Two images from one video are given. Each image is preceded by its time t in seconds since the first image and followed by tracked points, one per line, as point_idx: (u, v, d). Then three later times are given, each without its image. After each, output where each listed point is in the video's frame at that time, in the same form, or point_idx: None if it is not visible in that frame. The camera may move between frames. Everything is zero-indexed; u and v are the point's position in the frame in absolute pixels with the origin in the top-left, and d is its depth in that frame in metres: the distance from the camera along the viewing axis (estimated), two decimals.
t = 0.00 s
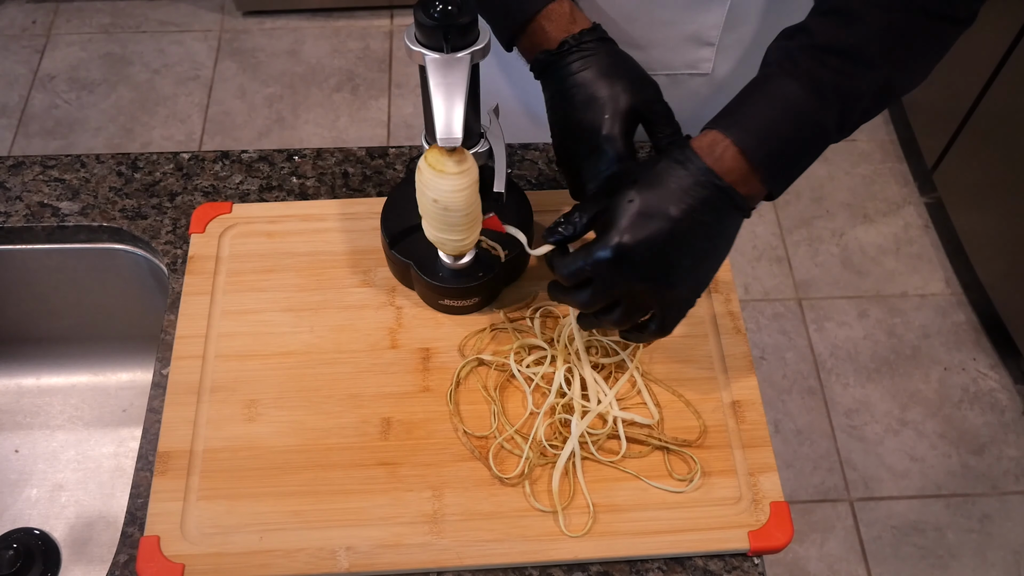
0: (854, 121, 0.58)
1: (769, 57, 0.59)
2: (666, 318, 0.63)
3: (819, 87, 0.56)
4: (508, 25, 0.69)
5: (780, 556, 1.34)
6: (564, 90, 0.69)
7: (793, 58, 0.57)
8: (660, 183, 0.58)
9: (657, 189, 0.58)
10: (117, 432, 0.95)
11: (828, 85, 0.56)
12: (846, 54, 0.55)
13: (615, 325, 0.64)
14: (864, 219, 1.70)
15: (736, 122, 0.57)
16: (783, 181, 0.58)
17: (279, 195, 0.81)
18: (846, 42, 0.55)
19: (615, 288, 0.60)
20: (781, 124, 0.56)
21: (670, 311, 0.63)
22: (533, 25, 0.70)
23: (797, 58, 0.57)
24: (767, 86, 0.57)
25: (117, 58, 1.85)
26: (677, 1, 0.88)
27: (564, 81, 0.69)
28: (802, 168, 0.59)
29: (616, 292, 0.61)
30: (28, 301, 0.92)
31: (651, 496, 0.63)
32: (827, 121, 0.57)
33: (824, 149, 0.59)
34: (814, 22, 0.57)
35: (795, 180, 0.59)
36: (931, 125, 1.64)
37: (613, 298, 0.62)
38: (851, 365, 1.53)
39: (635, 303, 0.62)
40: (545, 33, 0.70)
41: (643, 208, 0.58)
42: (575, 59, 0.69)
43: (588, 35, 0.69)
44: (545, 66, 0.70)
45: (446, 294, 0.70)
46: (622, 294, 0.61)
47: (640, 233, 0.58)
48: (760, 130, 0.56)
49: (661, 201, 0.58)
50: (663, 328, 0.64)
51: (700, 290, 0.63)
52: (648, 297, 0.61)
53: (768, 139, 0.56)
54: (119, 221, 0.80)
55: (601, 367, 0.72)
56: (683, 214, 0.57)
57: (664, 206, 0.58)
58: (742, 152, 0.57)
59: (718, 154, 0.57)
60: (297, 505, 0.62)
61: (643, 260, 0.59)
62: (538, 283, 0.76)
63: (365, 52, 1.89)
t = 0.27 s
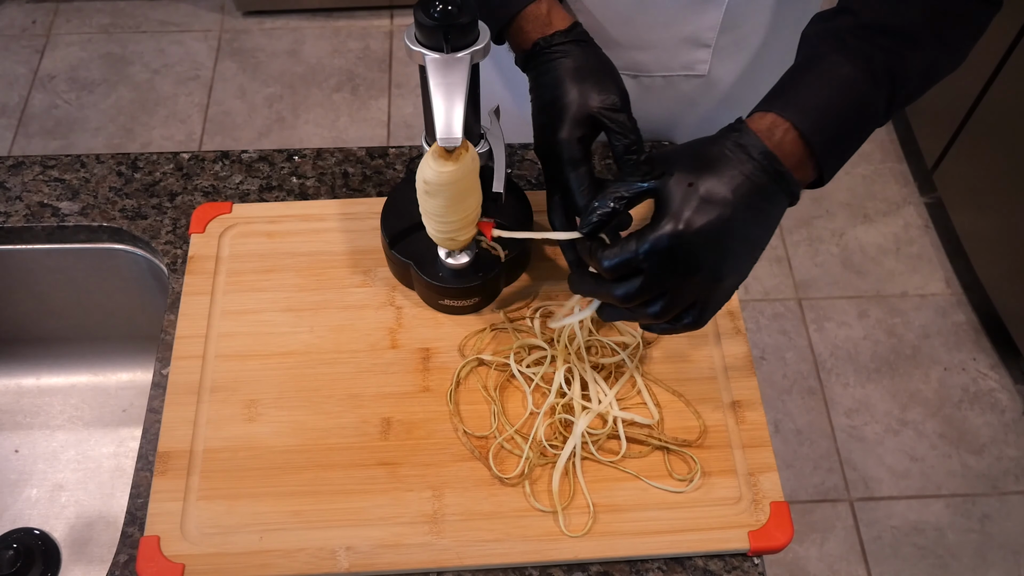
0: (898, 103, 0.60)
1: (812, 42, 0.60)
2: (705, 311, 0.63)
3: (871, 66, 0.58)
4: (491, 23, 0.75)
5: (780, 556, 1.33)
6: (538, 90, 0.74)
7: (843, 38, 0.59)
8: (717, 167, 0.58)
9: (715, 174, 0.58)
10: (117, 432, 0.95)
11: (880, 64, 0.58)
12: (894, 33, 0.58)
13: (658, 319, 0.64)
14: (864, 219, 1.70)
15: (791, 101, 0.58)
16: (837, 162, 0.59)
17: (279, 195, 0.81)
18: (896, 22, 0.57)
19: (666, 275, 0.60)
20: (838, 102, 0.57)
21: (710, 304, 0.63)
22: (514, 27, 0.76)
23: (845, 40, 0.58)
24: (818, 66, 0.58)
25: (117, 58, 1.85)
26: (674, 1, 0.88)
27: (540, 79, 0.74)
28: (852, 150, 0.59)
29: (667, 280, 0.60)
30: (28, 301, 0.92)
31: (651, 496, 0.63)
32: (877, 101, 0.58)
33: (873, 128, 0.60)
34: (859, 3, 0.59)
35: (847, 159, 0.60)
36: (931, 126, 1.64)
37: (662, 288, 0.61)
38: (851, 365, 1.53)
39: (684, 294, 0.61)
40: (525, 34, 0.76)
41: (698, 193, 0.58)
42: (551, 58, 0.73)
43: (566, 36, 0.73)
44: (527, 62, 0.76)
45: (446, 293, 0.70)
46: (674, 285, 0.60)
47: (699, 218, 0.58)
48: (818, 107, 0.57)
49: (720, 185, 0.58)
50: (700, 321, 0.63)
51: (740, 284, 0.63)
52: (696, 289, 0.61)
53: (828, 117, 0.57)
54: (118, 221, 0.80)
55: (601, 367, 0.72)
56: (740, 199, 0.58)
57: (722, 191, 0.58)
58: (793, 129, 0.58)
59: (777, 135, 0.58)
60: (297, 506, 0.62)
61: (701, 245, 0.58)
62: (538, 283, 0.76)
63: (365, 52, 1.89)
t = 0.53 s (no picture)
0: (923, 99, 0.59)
1: (833, 40, 0.60)
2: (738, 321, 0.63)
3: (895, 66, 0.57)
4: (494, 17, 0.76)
5: (780, 556, 1.33)
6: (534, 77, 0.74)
7: (864, 38, 0.58)
8: (752, 173, 0.58)
9: (750, 179, 0.58)
10: (117, 432, 0.95)
11: (904, 63, 0.57)
12: (918, 32, 0.57)
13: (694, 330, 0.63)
14: (864, 219, 1.70)
15: (818, 104, 0.58)
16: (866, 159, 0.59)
17: (279, 195, 0.81)
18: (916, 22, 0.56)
19: (706, 286, 0.59)
20: (863, 103, 0.57)
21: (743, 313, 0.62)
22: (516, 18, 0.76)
23: (868, 39, 0.58)
24: (843, 66, 0.58)
25: (117, 58, 1.85)
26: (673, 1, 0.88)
27: (537, 67, 0.74)
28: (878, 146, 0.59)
29: (706, 291, 0.59)
30: (29, 301, 0.92)
31: (651, 496, 0.63)
32: (901, 99, 0.58)
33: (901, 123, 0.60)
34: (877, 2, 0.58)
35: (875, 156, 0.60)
36: (931, 125, 1.64)
37: (700, 299, 0.60)
38: (851, 365, 1.53)
39: (723, 304, 0.60)
40: (525, 24, 0.76)
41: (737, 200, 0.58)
42: (547, 45, 0.74)
43: (564, 24, 0.74)
44: (526, 52, 0.76)
45: (446, 294, 0.70)
46: (714, 294, 0.59)
47: (738, 224, 0.58)
48: (843, 110, 0.57)
49: (757, 191, 0.58)
50: (734, 329, 0.63)
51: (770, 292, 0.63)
52: (734, 298, 0.60)
53: (854, 119, 0.57)
54: (119, 221, 0.80)
55: (601, 367, 0.72)
56: (776, 203, 0.58)
57: (760, 196, 0.58)
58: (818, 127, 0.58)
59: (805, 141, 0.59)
60: (297, 506, 0.62)
61: (742, 251, 0.58)
62: (538, 283, 0.76)
63: (365, 52, 1.89)
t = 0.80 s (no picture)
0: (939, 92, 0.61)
1: (853, 31, 0.61)
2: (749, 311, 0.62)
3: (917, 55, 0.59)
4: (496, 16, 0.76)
5: (780, 556, 1.33)
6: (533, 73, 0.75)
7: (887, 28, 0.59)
8: (790, 162, 0.57)
9: (788, 169, 0.57)
10: (117, 432, 0.95)
11: (924, 53, 0.59)
12: (938, 23, 0.59)
13: (711, 320, 0.62)
14: (864, 219, 1.70)
15: (845, 91, 0.58)
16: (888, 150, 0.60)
17: (279, 195, 0.81)
18: (936, 11, 0.58)
19: (733, 277, 0.57)
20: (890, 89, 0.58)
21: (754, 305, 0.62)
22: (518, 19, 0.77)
23: (890, 30, 0.59)
24: (869, 56, 0.59)
25: (117, 58, 1.85)
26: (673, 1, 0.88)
27: (536, 64, 0.75)
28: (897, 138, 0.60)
29: (734, 281, 0.58)
30: (29, 301, 0.92)
31: (651, 496, 0.63)
32: (921, 89, 0.59)
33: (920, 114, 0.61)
34: None
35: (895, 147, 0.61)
36: (931, 126, 1.64)
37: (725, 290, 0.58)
38: (851, 365, 1.53)
39: (744, 294, 0.59)
40: (528, 23, 0.76)
41: (772, 184, 0.56)
42: (546, 42, 0.74)
43: (565, 22, 0.74)
44: (526, 50, 0.77)
45: (446, 293, 0.70)
46: (739, 284, 0.58)
47: (774, 214, 0.56)
48: (870, 96, 0.58)
49: (794, 181, 0.56)
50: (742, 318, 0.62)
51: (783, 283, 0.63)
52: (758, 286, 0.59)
53: (881, 105, 0.58)
54: (119, 221, 0.80)
55: (601, 367, 0.72)
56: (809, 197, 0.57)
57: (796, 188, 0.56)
58: (842, 115, 0.59)
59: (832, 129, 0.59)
60: (297, 505, 0.62)
61: (777, 237, 0.56)
62: (537, 283, 0.76)
63: (365, 52, 1.89)
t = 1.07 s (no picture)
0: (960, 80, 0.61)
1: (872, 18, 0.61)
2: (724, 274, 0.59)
3: (938, 44, 0.59)
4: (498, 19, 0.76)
5: (780, 556, 1.33)
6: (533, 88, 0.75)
7: (907, 18, 0.60)
8: (819, 136, 0.54)
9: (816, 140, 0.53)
10: (117, 432, 0.95)
11: (945, 42, 0.59)
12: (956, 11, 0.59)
13: (688, 272, 0.58)
14: (864, 219, 1.70)
15: (869, 79, 0.59)
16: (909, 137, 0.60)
17: (279, 195, 0.81)
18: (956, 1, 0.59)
19: (734, 235, 0.54)
20: (912, 77, 0.58)
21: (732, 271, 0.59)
22: (519, 29, 0.77)
23: (909, 16, 0.60)
24: (888, 40, 0.59)
25: (117, 58, 1.85)
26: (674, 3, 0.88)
27: (537, 79, 0.75)
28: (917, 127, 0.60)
29: (732, 239, 0.54)
30: (29, 301, 0.92)
31: (651, 496, 0.63)
32: (941, 76, 0.59)
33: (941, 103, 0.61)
34: None
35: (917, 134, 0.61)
36: (932, 126, 1.64)
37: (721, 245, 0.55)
38: (851, 365, 1.53)
39: (733, 254, 0.56)
40: (528, 34, 0.77)
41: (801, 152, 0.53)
42: (546, 56, 0.74)
43: (566, 35, 0.74)
44: (529, 61, 0.77)
45: (446, 293, 0.70)
46: (737, 240, 0.54)
47: (795, 179, 0.52)
48: (892, 84, 0.58)
49: (819, 153, 0.53)
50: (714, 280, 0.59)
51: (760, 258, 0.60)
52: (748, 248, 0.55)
53: (904, 94, 0.58)
54: (119, 221, 0.80)
55: (601, 367, 0.72)
56: (824, 177, 0.54)
57: (819, 162, 0.53)
58: (871, 103, 0.59)
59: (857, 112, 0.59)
60: (297, 505, 0.62)
61: (791, 205, 0.53)
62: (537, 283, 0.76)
63: (365, 52, 1.89)
